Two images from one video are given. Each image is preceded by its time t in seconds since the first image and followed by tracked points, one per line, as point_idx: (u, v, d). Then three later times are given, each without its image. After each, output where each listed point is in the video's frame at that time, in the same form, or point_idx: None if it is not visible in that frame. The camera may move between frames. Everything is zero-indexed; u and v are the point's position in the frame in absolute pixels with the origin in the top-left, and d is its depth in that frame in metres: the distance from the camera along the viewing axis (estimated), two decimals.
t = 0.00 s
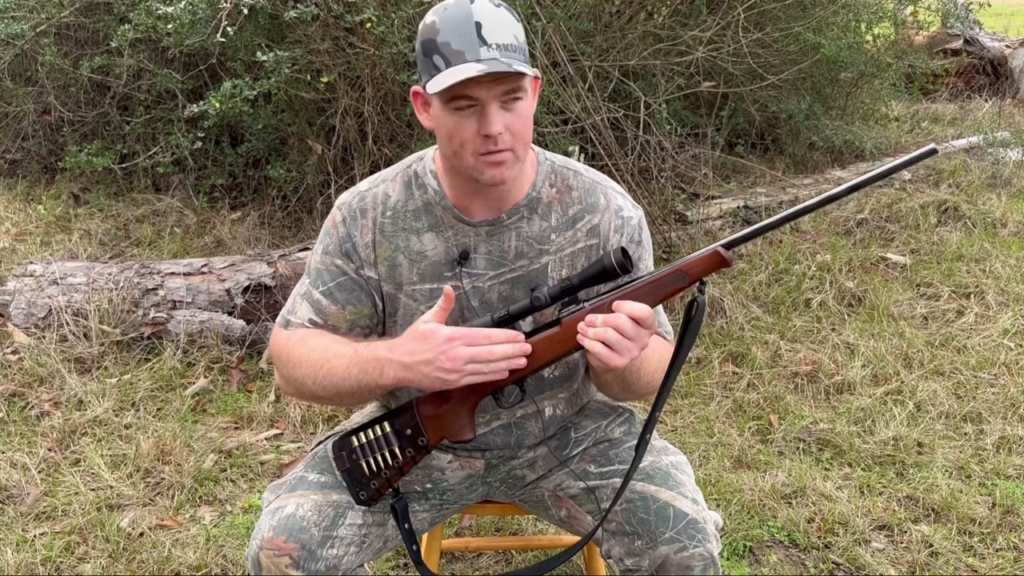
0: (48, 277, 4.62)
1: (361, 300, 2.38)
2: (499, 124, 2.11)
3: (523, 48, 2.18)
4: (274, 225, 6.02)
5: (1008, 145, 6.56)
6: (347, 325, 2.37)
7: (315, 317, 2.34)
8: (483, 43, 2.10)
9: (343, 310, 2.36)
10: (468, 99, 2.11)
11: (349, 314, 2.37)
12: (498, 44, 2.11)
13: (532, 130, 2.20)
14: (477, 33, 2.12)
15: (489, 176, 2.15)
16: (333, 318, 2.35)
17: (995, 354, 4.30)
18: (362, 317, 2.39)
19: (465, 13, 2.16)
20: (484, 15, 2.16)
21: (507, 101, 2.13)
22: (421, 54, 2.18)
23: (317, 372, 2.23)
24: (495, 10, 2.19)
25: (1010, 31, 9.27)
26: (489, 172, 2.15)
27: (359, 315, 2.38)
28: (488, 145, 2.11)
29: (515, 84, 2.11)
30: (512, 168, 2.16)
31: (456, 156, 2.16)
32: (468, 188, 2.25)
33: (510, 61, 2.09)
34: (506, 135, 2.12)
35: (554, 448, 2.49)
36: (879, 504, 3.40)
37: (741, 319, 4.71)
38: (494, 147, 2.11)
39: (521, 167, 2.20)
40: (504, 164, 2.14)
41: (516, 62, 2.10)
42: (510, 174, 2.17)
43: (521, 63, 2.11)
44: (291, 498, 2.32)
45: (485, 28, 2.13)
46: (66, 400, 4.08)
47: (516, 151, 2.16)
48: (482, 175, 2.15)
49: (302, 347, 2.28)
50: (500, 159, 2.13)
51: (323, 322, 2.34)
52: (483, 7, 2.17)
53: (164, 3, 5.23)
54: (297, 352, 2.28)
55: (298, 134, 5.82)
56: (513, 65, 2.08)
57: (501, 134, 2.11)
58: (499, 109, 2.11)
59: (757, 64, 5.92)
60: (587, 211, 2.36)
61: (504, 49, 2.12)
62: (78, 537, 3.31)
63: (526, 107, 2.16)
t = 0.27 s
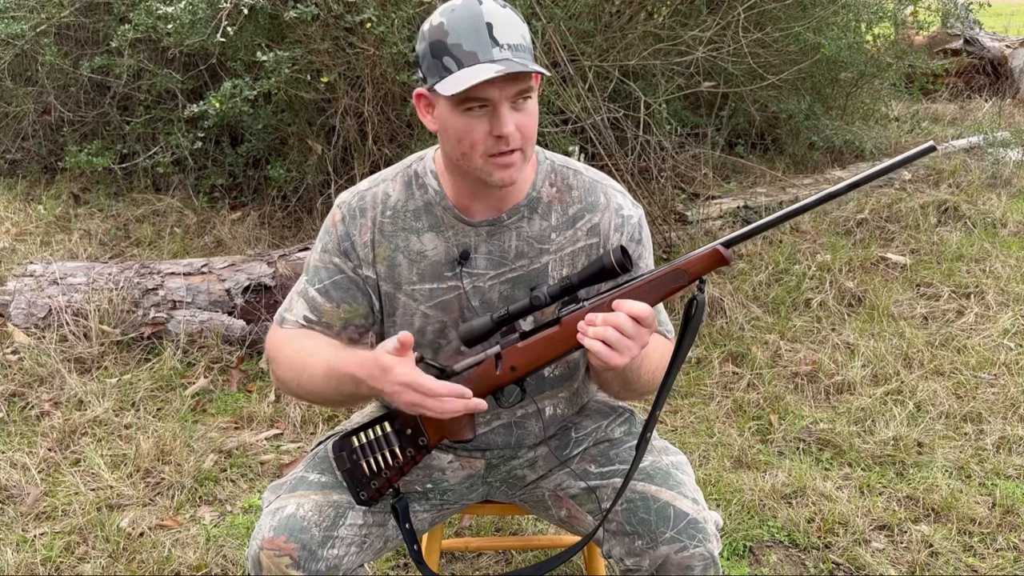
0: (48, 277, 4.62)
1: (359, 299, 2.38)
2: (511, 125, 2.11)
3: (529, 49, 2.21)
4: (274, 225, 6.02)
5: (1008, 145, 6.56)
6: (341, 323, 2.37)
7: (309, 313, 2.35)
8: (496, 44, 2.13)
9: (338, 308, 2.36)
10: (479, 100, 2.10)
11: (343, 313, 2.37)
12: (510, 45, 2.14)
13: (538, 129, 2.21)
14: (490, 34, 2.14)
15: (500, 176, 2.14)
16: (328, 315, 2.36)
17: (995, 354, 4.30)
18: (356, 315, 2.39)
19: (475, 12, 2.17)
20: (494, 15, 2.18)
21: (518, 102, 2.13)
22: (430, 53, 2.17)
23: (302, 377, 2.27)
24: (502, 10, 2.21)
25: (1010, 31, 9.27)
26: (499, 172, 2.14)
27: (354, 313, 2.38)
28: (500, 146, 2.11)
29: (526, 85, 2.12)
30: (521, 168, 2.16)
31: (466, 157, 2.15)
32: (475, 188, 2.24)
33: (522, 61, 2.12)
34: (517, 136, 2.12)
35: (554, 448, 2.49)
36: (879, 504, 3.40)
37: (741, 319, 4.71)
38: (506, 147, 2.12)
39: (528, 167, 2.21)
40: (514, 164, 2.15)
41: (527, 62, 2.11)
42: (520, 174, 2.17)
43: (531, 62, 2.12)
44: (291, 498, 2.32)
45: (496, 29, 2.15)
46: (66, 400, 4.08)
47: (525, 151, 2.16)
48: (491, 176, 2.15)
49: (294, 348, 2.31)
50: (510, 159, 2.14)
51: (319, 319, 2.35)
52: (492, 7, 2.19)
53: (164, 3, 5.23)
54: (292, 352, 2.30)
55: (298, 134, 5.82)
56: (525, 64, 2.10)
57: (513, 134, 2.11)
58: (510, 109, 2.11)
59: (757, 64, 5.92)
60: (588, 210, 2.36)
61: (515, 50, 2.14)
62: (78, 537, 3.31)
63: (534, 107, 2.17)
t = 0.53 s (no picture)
0: (48, 278, 4.62)
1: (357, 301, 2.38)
2: (492, 122, 2.11)
3: (520, 49, 2.17)
4: (274, 225, 6.02)
5: (1008, 145, 6.56)
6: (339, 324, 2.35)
7: (307, 315, 2.33)
8: (479, 41, 2.10)
9: (336, 311, 2.35)
10: (461, 98, 2.13)
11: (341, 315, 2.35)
12: (494, 43, 2.11)
13: (529, 131, 2.20)
14: (474, 31, 2.12)
15: (481, 175, 2.13)
16: (325, 318, 2.33)
17: (995, 354, 4.30)
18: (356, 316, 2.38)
19: (465, 11, 2.16)
20: (484, 14, 2.16)
21: (502, 101, 2.14)
22: (421, 51, 2.19)
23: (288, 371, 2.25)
24: (495, 11, 2.19)
25: (1011, 31, 9.27)
26: (481, 171, 2.14)
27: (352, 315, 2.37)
28: (480, 143, 2.11)
29: (510, 84, 2.13)
30: (505, 168, 2.15)
31: (449, 155, 2.16)
32: (464, 189, 2.24)
33: (507, 58, 2.11)
34: (499, 133, 2.11)
35: (554, 448, 2.49)
36: (879, 504, 3.40)
37: (741, 319, 4.71)
38: (486, 144, 2.11)
39: (516, 170, 2.19)
40: (497, 162, 2.13)
41: (512, 61, 2.11)
42: (504, 173, 2.15)
43: (517, 62, 2.12)
44: (291, 498, 2.32)
45: (483, 27, 2.13)
46: (66, 400, 4.08)
47: (510, 152, 2.15)
48: (474, 174, 2.14)
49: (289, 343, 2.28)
50: (493, 157, 2.12)
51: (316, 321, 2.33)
52: (483, 7, 2.17)
53: (164, 3, 5.23)
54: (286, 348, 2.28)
55: (298, 134, 5.82)
56: (509, 62, 2.10)
57: (495, 132, 2.11)
58: (493, 107, 2.12)
59: (758, 64, 5.92)
60: (587, 210, 2.36)
61: (500, 48, 2.11)
62: (78, 537, 3.31)
63: (522, 107, 2.16)
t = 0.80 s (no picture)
0: (48, 277, 4.61)
1: (355, 306, 2.39)
2: (496, 139, 2.11)
3: (526, 62, 2.17)
4: (274, 224, 6.02)
5: (1008, 145, 6.56)
6: (339, 330, 2.39)
7: (308, 320, 2.36)
8: (486, 55, 2.09)
9: (336, 316, 2.37)
10: (466, 112, 2.11)
11: (341, 321, 2.38)
12: (501, 58, 2.10)
13: (531, 144, 2.20)
14: (481, 45, 2.11)
15: (482, 190, 2.15)
16: (325, 323, 2.37)
17: (995, 354, 4.30)
18: (354, 322, 2.41)
19: (470, 23, 2.15)
20: (490, 27, 2.16)
21: (506, 115, 2.13)
22: (425, 61, 2.19)
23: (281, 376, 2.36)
24: (503, 24, 2.19)
25: (1011, 31, 9.26)
26: (483, 186, 2.15)
27: (351, 320, 2.40)
28: (484, 160, 2.11)
29: (515, 101, 2.11)
30: (506, 184, 2.16)
31: (451, 167, 2.16)
32: (465, 198, 2.25)
33: (512, 76, 2.09)
34: (502, 150, 2.11)
35: (554, 448, 2.49)
36: (879, 504, 3.40)
37: (741, 318, 4.71)
38: (490, 161, 2.11)
39: (517, 183, 2.21)
40: (499, 178, 2.14)
41: (517, 78, 2.09)
42: (505, 188, 2.17)
43: (522, 78, 2.10)
44: (291, 498, 2.32)
45: (490, 40, 2.12)
46: (66, 400, 4.08)
47: (512, 168, 2.16)
48: (475, 188, 2.16)
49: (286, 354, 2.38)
50: (495, 173, 2.13)
51: (316, 326, 2.37)
52: (489, 19, 2.16)
53: (164, 3, 5.23)
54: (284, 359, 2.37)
55: (298, 134, 5.82)
56: (515, 80, 2.08)
57: (498, 150, 2.11)
58: (497, 122, 2.11)
59: (758, 64, 5.92)
60: (587, 213, 2.36)
61: (507, 63, 2.10)
62: (78, 537, 3.31)
63: (526, 121, 2.16)
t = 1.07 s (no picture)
0: (48, 277, 4.61)
1: (355, 309, 2.40)
2: (494, 147, 2.11)
3: (524, 71, 2.17)
4: (274, 224, 6.02)
5: (1008, 145, 6.56)
6: (338, 332, 2.39)
7: (308, 322, 2.37)
8: (484, 66, 2.09)
9: (335, 318, 2.38)
10: (463, 121, 2.10)
11: (340, 323, 2.39)
12: (498, 68, 2.10)
13: (529, 150, 2.20)
14: (479, 55, 2.11)
15: (480, 197, 2.16)
16: (325, 325, 2.38)
17: (996, 354, 4.30)
18: (354, 323, 2.41)
19: (469, 30, 2.14)
20: (489, 34, 2.14)
21: (504, 124, 2.12)
22: (424, 67, 2.19)
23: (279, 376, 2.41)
24: (502, 31, 2.17)
25: (1011, 31, 9.26)
26: (480, 193, 2.16)
27: (350, 322, 2.40)
28: (481, 168, 2.11)
29: (513, 110, 2.10)
30: (504, 190, 2.17)
31: (448, 174, 2.16)
32: (462, 202, 2.26)
33: (510, 87, 2.08)
34: (499, 159, 2.12)
35: (554, 449, 2.49)
36: (879, 504, 3.40)
37: (741, 319, 4.71)
38: (487, 170, 2.12)
39: (515, 188, 2.22)
40: (496, 186, 2.15)
41: (515, 88, 2.08)
42: (502, 195, 2.18)
43: (520, 88, 2.09)
44: (291, 498, 2.31)
45: (488, 50, 2.12)
46: (66, 400, 4.08)
47: (510, 174, 2.16)
48: (473, 195, 2.17)
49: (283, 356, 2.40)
50: (492, 181, 2.14)
51: (316, 328, 2.37)
52: (488, 26, 2.15)
53: (164, 3, 5.23)
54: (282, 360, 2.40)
55: (298, 134, 5.82)
56: (512, 91, 2.07)
57: (496, 158, 2.11)
58: (494, 131, 2.11)
59: (757, 64, 5.92)
60: (586, 215, 2.35)
61: (504, 73, 2.11)
62: (78, 537, 3.31)
63: (524, 129, 2.15)
